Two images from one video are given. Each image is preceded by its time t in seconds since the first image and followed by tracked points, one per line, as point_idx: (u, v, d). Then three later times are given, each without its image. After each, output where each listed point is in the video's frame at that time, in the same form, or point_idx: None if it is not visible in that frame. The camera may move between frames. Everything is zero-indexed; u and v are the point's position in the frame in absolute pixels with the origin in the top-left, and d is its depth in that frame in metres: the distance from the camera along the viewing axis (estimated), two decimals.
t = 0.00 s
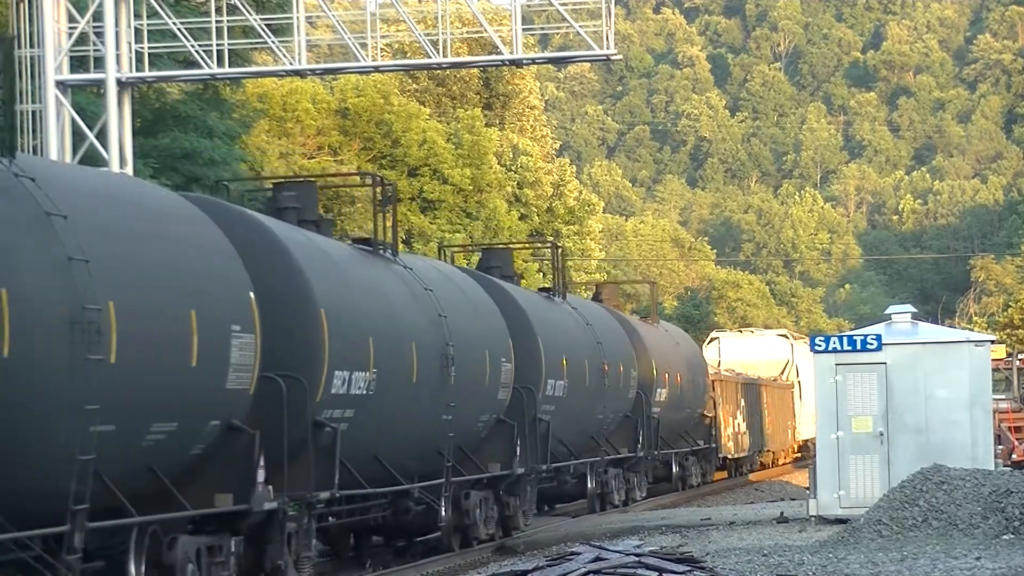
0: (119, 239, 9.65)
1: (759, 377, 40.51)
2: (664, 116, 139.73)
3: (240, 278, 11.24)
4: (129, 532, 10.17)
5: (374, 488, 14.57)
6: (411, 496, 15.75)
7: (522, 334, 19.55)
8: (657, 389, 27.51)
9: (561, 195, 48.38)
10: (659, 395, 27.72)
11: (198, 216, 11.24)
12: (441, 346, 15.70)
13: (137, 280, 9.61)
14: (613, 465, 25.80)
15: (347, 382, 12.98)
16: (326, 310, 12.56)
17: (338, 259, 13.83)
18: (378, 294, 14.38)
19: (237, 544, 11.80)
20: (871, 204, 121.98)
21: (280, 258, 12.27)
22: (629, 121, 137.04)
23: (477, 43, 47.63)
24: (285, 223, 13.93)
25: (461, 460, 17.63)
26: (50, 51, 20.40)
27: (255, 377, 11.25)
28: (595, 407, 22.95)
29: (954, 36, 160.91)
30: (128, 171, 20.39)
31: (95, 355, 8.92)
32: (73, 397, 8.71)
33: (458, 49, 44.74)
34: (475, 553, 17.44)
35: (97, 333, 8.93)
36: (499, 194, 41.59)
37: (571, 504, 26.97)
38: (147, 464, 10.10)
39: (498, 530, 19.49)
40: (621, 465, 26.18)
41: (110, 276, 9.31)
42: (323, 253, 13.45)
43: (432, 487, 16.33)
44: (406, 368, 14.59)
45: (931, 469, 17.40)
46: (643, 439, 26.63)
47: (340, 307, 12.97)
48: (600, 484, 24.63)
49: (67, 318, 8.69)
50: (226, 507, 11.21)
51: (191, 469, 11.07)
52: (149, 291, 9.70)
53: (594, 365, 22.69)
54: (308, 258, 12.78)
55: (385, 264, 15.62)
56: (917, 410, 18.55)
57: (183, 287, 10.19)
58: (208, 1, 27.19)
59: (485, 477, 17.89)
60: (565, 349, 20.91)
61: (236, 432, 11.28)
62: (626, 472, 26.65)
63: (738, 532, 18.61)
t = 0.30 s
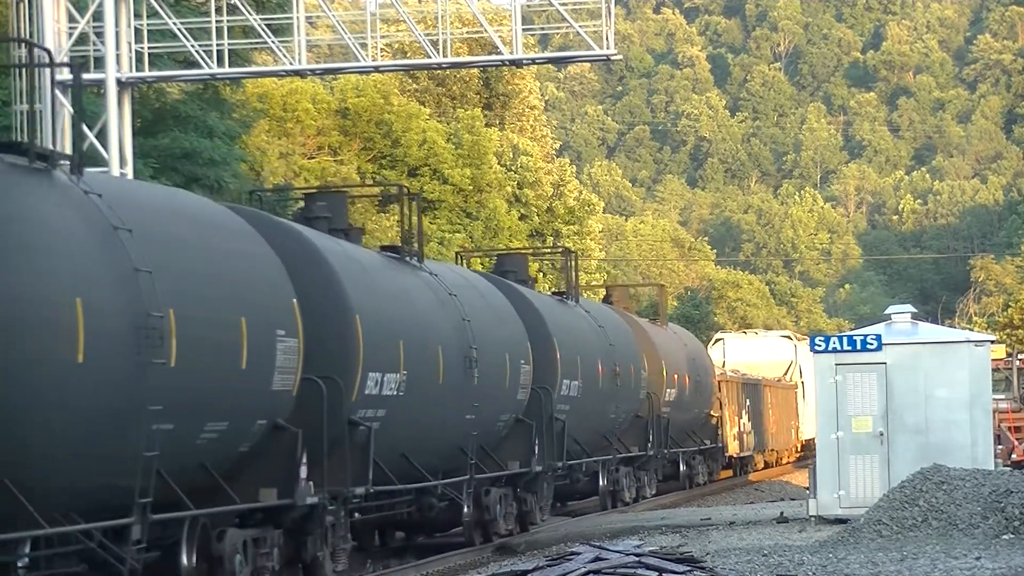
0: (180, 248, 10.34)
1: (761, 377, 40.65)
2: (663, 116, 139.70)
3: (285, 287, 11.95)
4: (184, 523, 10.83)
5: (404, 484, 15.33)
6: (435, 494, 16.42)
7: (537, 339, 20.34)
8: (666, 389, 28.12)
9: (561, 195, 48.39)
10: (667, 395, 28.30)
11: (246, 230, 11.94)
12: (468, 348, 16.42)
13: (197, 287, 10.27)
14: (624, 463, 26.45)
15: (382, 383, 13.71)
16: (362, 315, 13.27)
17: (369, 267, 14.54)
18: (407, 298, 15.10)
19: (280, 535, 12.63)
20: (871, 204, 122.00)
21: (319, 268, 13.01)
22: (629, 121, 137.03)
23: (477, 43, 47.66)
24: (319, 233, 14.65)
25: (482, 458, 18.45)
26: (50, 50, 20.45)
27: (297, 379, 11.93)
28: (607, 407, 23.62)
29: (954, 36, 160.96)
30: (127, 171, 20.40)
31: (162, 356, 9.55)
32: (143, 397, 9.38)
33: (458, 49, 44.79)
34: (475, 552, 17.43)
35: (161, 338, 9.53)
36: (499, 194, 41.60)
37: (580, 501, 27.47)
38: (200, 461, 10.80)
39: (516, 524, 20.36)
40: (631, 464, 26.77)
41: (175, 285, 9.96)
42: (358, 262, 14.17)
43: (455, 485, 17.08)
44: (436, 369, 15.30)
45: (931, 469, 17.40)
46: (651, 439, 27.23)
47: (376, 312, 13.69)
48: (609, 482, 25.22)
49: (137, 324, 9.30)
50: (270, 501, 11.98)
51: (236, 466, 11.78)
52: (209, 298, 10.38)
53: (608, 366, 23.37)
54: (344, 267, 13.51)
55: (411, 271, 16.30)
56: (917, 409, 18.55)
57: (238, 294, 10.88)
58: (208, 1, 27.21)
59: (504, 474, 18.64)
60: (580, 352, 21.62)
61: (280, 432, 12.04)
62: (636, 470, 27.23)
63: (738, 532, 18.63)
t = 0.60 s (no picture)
0: (229, 259, 11.11)
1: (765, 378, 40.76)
2: (664, 116, 139.66)
3: (322, 295, 12.70)
4: (230, 517, 11.54)
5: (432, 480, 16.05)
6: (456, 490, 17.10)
7: (554, 340, 21.01)
8: (676, 390, 28.65)
9: (561, 195, 48.41)
10: (677, 396, 28.75)
11: (285, 240, 12.68)
12: (491, 351, 17.14)
13: (245, 295, 11.05)
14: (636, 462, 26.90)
15: (410, 385, 14.46)
16: (392, 321, 14.01)
17: (398, 274, 15.29)
18: (434, 303, 15.84)
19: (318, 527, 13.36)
20: (871, 204, 122.01)
21: (352, 275, 13.74)
22: (629, 121, 136.98)
23: (477, 43, 47.67)
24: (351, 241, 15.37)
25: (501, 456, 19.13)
26: (50, 51, 20.44)
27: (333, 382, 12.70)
28: (620, 406, 24.17)
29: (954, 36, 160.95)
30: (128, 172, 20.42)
31: (213, 362, 10.34)
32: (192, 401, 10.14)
33: (458, 49, 44.80)
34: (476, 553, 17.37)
35: (214, 343, 10.32)
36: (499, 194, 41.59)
37: (593, 499, 27.80)
38: (244, 457, 11.54)
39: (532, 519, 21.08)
40: (643, 463, 27.29)
41: (226, 293, 10.75)
42: (388, 270, 14.91)
43: (477, 482, 17.84)
44: (460, 372, 16.02)
45: (930, 469, 17.41)
46: (663, 437, 27.71)
47: (405, 318, 14.43)
48: (622, 480, 25.57)
49: (191, 329, 10.10)
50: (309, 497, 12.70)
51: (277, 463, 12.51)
52: (256, 304, 11.17)
53: (621, 367, 24.01)
54: (375, 274, 14.25)
55: (436, 277, 16.99)
56: (917, 409, 18.55)
57: (281, 302, 11.67)
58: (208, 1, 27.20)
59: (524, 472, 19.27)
60: (594, 354, 22.32)
61: (318, 430, 12.78)
62: (647, 469, 27.64)
63: (738, 532, 18.63)
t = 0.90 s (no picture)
0: (272, 268, 11.76)
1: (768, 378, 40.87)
2: (664, 116, 139.67)
3: (353, 300, 13.32)
4: (272, 509, 12.31)
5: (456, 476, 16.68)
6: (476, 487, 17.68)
7: (569, 341, 21.56)
8: (683, 390, 29.15)
9: (561, 195, 48.42)
10: (684, 395, 29.22)
11: (319, 247, 13.31)
12: (511, 353, 17.75)
13: (286, 302, 11.72)
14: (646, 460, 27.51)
15: (437, 386, 15.09)
16: (420, 324, 14.63)
17: (424, 278, 15.92)
18: (458, 306, 16.46)
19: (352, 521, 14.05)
20: (871, 204, 121.99)
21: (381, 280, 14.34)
22: (629, 121, 137.03)
23: (477, 43, 47.68)
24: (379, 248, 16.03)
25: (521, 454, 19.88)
26: (50, 51, 20.42)
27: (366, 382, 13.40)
28: (632, 406, 24.67)
29: (954, 36, 161.00)
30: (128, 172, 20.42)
31: (262, 365, 11.01)
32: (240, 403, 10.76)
33: (458, 49, 44.80)
34: (475, 554, 17.34)
35: (262, 347, 10.98)
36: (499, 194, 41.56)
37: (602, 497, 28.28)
38: (286, 454, 12.29)
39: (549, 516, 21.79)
40: (653, 461, 27.86)
41: (271, 299, 11.42)
42: (415, 275, 15.54)
43: (496, 479, 18.37)
44: (483, 373, 16.67)
45: (931, 469, 17.40)
46: (671, 436, 28.19)
47: (432, 321, 15.05)
48: (630, 478, 25.97)
49: (241, 333, 10.77)
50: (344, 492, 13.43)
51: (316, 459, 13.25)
52: (297, 310, 11.83)
53: (633, 367, 24.56)
54: (403, 279, 14.86)
55: (459, 281, 17.65)
56: (917, 409, 18.55)
57: (319, 308, 12.34)
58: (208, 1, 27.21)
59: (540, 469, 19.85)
60: (608, 355, 22.92)
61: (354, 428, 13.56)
62: (656, 466, 28.09)
63: (738, 532, 18.61)
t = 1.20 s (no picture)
0: (315, 277, 12.48)
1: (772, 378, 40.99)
2: (663, 116, 139.71)
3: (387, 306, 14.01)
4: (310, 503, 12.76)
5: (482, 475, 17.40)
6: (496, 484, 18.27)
7: (583, 342, 22.31)
8: (690, 390, 29.80)
9: (561, 195, 48.44)
10: (690, 396, 29.86)
11: (354, 257, 14.04)
12: (531, 355, 18.44)
13: (327, 307, 12.37)
14: (655, 458, 28.16)
15: (462, 388, 15.80)
16: (448, 329, 15.32)
17: (450, 284, 16.59)
18: (481, 311, 17.13)
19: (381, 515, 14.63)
20: (871, 203, 121.97)
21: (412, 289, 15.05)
22: (629, 121, 137.07)
23: (477, 43, 47.69)
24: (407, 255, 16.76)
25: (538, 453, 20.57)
26: (50, 51, 20.41)
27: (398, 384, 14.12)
28: (641, 406, 25.35)
29: (954, 36, 161.00)
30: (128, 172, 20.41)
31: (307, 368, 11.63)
32: (283, 405, 11.34)
33: (457, 49, 44.81)
34: (474, 553, 17.31)
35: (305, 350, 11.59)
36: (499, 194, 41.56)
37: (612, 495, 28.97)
38: (322, 452, 12.89)
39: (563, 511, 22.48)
40: (662, 459, 28.53)
41: (314, 305, 12.07)
42: (442, 282, 16.22)
43: (515, 477, 19.04)
44: (505, 376, 17.40)
45: (931, 469, 17.40)
46: (678, 435, 28.88)
47: (459, 326, 15.75)
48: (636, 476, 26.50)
49: (285, 338, 11.37)
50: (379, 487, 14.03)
51: (351, 456, 13.88)
52: (337, 315, 12.49)
53: (643, 368, 25.27)
54: (431, 285, 15.55)
55: (481, 286, 18.38)
56: (917, 409, 18.55)
57: (357, 313, 13.00)
58: (208, 1, 27.20)
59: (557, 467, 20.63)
60: (619, 356, 23.64)
61: (387, 427, 14.18)
62: (664, 464, 28.78)
63: (738, 532, 18.61)
